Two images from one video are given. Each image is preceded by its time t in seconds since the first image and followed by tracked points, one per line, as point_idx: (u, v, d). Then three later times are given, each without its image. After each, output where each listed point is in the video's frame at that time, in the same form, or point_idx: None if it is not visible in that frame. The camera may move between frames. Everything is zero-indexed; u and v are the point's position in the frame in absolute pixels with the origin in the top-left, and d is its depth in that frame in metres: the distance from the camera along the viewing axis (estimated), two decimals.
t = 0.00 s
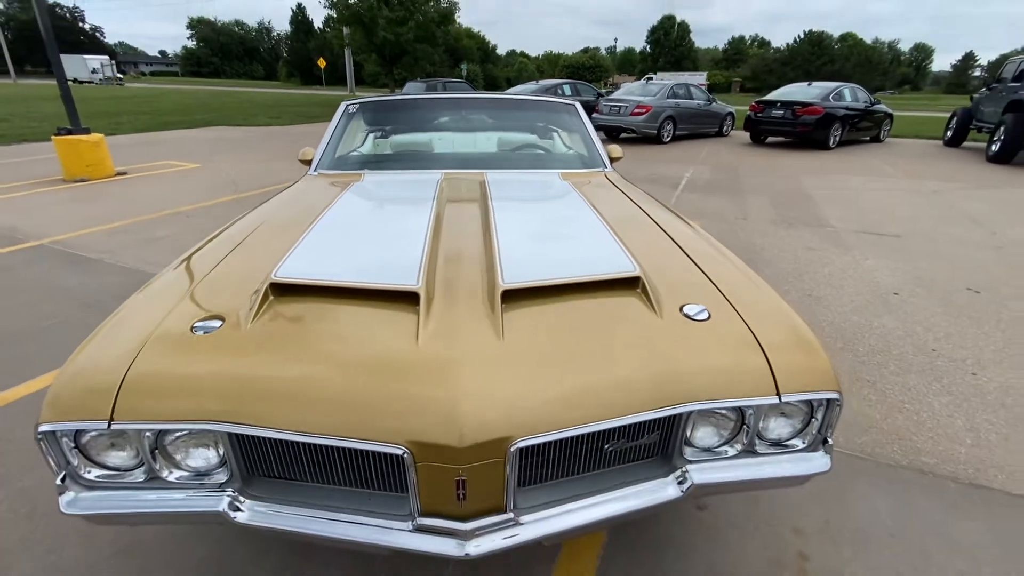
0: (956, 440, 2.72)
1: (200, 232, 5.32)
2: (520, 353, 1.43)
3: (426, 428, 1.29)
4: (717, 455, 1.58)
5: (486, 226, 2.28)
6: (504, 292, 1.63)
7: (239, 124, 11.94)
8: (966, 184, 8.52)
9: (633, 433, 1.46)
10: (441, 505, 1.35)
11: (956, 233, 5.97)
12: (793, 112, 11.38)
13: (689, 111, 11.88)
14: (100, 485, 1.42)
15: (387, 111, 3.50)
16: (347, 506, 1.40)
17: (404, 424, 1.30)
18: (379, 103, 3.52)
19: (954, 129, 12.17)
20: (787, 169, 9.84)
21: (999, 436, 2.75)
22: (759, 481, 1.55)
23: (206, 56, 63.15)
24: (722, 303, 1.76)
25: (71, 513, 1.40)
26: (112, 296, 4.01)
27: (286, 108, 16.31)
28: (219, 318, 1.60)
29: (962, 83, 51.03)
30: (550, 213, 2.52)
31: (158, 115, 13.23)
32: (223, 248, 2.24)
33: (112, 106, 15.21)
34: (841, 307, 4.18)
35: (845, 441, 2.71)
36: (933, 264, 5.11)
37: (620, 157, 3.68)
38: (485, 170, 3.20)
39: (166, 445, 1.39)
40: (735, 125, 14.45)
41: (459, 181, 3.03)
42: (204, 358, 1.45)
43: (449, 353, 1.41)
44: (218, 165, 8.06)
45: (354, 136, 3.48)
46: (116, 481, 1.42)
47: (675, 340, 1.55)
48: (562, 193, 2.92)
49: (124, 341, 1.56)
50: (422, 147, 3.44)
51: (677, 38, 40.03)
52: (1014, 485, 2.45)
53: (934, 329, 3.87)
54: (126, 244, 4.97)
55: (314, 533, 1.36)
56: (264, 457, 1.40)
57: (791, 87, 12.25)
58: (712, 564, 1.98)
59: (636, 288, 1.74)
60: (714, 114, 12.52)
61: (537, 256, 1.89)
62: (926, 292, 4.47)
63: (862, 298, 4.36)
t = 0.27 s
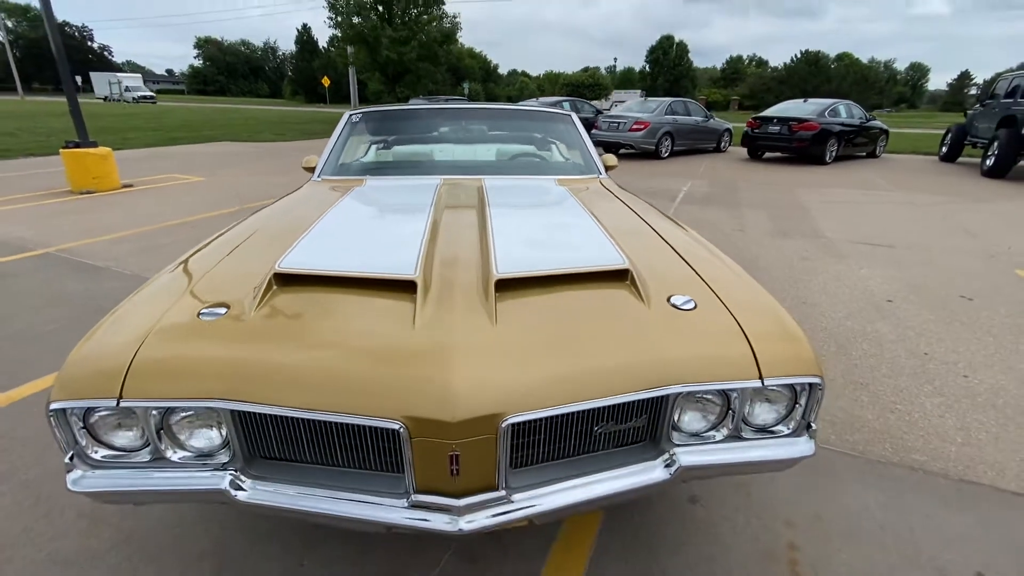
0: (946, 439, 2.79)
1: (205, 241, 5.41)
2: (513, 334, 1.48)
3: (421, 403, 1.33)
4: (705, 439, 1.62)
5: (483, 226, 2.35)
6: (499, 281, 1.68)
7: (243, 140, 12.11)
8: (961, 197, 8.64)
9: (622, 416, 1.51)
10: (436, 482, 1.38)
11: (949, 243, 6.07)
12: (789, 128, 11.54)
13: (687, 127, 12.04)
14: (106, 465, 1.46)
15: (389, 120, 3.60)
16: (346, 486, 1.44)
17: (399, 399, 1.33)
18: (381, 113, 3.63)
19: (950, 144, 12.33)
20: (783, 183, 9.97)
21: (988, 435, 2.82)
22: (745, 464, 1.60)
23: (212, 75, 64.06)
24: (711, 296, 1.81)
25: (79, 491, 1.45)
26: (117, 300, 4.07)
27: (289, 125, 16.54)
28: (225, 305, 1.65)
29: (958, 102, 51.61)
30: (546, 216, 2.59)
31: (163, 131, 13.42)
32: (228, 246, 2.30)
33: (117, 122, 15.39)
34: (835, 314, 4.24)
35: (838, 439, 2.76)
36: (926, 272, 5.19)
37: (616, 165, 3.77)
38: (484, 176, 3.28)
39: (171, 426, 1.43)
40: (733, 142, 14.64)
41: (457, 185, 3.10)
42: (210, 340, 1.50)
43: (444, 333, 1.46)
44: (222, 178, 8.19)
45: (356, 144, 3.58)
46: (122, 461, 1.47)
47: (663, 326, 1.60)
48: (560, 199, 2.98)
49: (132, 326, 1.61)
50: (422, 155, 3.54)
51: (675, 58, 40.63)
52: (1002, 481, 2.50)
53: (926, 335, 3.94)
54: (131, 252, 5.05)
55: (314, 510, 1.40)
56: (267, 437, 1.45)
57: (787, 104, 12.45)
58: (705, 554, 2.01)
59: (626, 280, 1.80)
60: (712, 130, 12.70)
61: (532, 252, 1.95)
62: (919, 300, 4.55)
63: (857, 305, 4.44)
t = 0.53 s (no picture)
0: (945, 436, 2.79)
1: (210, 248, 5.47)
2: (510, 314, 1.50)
3: (420, 376, 1.34)
4: (701, 422, 1.63)
5: (483, 218, 2.38)
6: (497, 266, 1.71)
7: (248, 154, 12.24)
8: (961, 207, 8.67)
9: (618, 395, 1.52)
10: (434, 458, 1.39)
11: (949, 250, 6.09)
12: (789, 141, 11.64)
13: (687, 140, 12.14)
14: (109, 442, 1.48)
15: (391, 123, 3.68)
16: (344, 464, 1.44)
17: (398, 373, 1.35)
18: (384, 116, 3.71)
19: (949, 157, 12.39)
20: (784, 195, 10.02)
21: (989, 432, 2.81)
22: (741, 446, 1.61)
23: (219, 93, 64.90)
24: (705, 281, 1.83)
25: (81, 468, 1.47)
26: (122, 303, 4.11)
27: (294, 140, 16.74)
28: (229, 288, 1.67)
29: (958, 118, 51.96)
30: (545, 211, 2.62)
31: (169, 145, 13.59)
32: (232, 236, 2.33)
33: (124, 138, 15.59)
34: (835, 318, 4.25)
35: (837, 436, 2.75)
36: (926, 278, 5.21)
37: (615, 169, 3.83)
38: (484, 176, 3.33)
39: (173, 403, 1.45)
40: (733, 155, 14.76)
41: (457, 185, 3.14)
42: (213, 318, 1.52)
43: (442, 313, 1.48)
44: (228, 190, 8.29)
45: (359, 146, 3.65)
46: (124, 439, 1.48)
47: (658, 308, 1.62)
48: (559, 198, 3.02)
49: (137, 308, 1.63)
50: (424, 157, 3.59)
51: (675, 75, 41.07)
52: (1003, 476, 2.50)
53: (926, 337, 3.95)
54: (137, 257, 5.10)
55: (312, 487, 1.40)
56: (267, 415, 1.47)
57: (787, 117, 12.56)
58: (704, 544, 2.01)
59: (623, 267, 1.82)
60: (712, 143, 12.82)
61: (531, 240, 1.97)
62: (918, 305, 4.57)
63: (856, 310, 4.45)
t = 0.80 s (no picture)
0: (950, 433, 2.79)
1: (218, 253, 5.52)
2: (515, 294, 1.52)
3: (427, 351, 1.36)
4: (704, 405, 1.64)
5: (487, 210, 2.41)
6: (502, 251, 1.74)
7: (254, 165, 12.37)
8: (965, 217, 8.68)
9: (621, 376, 1.53)
10: (440, 433, 1.41)
11: (953, 257, 6.10)
12: (791, 152, 11.72)
13: (690, 152, 12.22)
14: (121, 420, 1.51)
15: (398, 126, 3.76)
16: (352, 441, 1.46)
17: (406, 347, 1.37)
18: (391, 120, 3.80)
19: (952, 169, 12.43)
20: (787, 205, 10.04)
21: (995, 430, 2.81)
22: (743, 428, 1.62)
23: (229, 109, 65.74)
24: (707, 268, 1.85)
25: (93, 445, 1.49)
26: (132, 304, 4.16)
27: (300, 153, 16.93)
28: (240, 271, 1.71)
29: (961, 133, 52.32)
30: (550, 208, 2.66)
31: (179, 157, 13.76)
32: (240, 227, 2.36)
33: (133, 150, 15.78)
34: (839, 321, 4.25)
35: (842, 433, 2.75)
36: (930, 284, 5.22)
37: (618, 172, 3.88)
38: (489, 176, 3.38)
39: (184, 381, 1.48)
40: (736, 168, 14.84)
41: (463, 184, 3.18)
42: (224, 298, 1.55)
43: (448, 292, 1.51)
44: (235, 199, 8.39)
45: (366, 148, 3.72)
46: (136, 416, 1.51)
47: (660, 291, 1.65)
48: (563, 198, 3.05)
49: (150, 290, 1.66)
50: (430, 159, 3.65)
51: (678, 91, 41.40)
52: (1009, 471, 2.49)
53: (931, 340, 3.95)
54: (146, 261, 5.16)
55: (320, 464, 1.42)
56: (277, 393, 1.49)
57: (789, 129, 12.64)
58: (709, 534, 2.00)
59: (626, 253, 1.85)
60: (715, 155, 12.91)
61: (535, 229, 2.01)
62: (923, 309, 4.57)
63: (861, 314, 4.46)
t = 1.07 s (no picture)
0: (958, 432, 2.79)
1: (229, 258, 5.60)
2: (524, 283, 1.56)
3: (438, 334, 1.40)
4: (710, 393, 1.67)
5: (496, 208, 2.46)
6: (511, 243, 1.78)
7: (264, 175, 12.52)
8: (972, 225, 8.67)
9: (629, 362, 1.57)
10: (451, 415, 1.44)
11: (960, 263, 6.10)
12: (797, 161, 11.77)
13: (696, 161, 12.27)
14: (144, 402, 1.56)
15: (408, 131, 3.85)
16: (366, 424, 1.50)
17: (419, 331, 1.41)
18: (402, 124, 3.89)
19: (959, 178, 12.43)
20: (793, 214, 10.06)
21: (1003, 430, 2.81)
22: (750, 416, 1.65)
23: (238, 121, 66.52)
24: (712, 261, 1.89)
25: (116, 426, 1.55)
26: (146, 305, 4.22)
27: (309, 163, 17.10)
28: (258, 261, 1.76)
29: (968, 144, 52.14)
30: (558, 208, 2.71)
31: (190, 167, 13.95)
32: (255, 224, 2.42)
33: (145, 160, 15.99)
34: (846, 325, 4.26)
35: (848, 431, 2.75)
36: (937, 289, 5.23)
37: (624, 175, 3.94)
38: (497, 178, 3.44)
39: (205, 365, 1.53)
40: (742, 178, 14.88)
41: (472, 185, 3.24)
42: (244, 284, 1.60)
43: (459, 280, 1.55)
44: (246, 207, 8.50)
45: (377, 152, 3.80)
46: (158, 399, 1.57)
47: (666, 282, 1.68)
48: (571, 200, 3.10)
49: (172, 279, 1.72)
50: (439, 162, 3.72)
51: (684, 103, 41.60)
52: (1017, 470, 2.49)
53: (938, 343, 3.96)
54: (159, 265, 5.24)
55: (334, 445, 1.46)
56: (293, 377, 1.54)
57: (795, 139, 12.68)
58: (715, 526, 2.01)
59: (632, 247, 1.89)
60: (721, 165, 12.97)
61: (543, 224, 2.05)
62: (930, 313, 4.58)
63: (868, 318, 4.47)
